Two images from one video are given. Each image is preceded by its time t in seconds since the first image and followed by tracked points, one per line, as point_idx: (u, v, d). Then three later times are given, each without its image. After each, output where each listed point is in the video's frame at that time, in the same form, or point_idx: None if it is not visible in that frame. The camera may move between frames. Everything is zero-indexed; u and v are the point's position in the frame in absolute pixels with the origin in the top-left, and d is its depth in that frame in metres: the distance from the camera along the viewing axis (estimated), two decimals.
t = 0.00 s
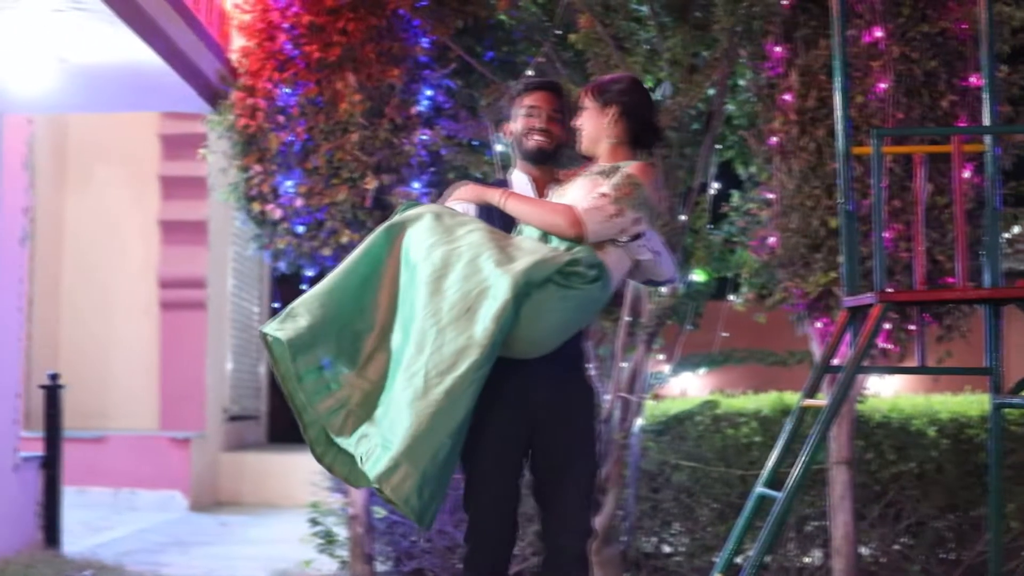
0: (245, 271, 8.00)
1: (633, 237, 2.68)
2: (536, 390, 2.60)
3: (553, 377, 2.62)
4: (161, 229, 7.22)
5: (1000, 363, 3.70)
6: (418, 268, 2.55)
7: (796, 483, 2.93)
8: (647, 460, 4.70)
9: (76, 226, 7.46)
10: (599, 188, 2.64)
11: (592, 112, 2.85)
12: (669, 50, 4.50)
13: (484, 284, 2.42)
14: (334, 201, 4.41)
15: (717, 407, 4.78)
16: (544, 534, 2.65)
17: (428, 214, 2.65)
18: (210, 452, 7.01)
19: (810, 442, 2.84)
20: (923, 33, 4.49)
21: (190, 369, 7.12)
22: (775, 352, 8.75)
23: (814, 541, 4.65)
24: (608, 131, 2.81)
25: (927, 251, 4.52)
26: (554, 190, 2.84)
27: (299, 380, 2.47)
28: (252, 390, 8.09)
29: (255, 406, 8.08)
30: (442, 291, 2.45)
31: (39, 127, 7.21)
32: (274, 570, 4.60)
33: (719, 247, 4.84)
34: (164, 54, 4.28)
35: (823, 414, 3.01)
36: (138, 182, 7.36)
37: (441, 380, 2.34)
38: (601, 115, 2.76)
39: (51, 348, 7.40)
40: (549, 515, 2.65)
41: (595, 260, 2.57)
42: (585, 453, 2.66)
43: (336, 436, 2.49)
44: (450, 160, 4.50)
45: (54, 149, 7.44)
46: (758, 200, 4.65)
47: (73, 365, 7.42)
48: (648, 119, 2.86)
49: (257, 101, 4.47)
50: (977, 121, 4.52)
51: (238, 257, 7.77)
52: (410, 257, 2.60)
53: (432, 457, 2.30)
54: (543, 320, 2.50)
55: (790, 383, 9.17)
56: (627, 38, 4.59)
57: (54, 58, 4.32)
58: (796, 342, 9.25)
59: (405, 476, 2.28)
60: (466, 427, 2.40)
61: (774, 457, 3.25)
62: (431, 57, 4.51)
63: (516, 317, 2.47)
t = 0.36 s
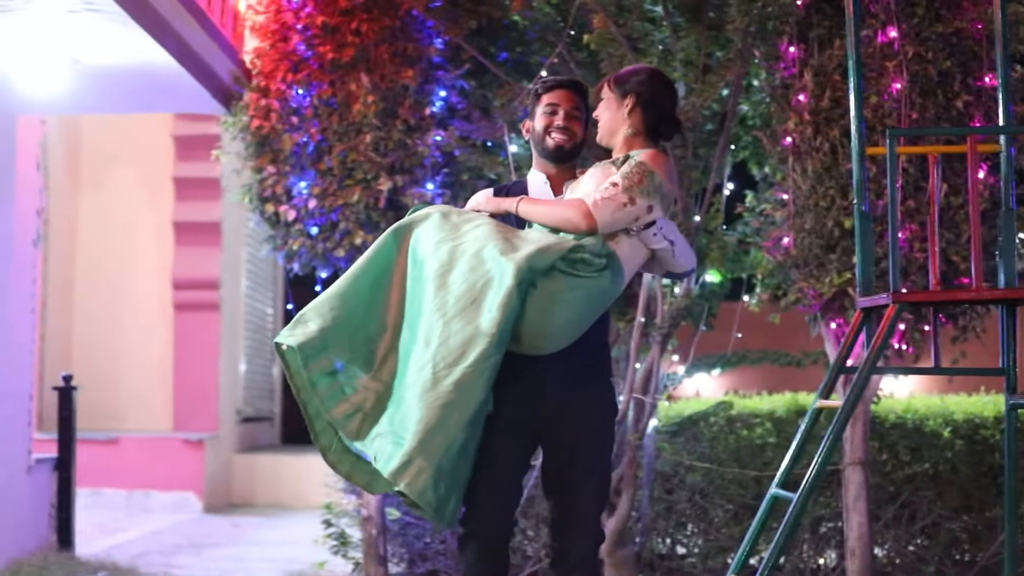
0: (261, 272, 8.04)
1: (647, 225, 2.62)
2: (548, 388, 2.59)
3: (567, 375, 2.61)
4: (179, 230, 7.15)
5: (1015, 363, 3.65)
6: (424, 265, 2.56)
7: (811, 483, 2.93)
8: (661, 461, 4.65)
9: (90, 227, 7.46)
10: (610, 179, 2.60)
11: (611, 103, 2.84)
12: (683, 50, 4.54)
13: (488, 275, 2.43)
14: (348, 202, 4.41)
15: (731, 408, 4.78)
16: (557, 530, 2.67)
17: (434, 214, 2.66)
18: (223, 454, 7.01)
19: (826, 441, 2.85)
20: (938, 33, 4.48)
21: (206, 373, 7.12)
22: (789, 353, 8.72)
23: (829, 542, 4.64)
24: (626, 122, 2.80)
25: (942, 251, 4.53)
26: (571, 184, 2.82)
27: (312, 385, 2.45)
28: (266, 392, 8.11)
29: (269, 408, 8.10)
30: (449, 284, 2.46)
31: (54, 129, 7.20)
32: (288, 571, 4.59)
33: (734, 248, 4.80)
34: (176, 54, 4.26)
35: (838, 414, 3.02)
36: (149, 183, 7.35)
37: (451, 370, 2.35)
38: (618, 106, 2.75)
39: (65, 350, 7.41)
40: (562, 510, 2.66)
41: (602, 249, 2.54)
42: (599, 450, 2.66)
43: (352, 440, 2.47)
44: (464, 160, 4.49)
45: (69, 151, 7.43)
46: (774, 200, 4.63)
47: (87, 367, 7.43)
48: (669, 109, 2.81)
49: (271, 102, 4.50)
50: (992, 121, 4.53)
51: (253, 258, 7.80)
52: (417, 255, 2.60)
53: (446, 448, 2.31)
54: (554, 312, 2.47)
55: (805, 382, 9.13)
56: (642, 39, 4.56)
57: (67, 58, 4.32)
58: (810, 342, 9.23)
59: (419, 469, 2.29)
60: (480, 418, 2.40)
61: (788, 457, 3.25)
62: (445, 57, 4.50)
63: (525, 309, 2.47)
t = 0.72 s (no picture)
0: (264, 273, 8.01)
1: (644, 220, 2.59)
2: (550, 388, 2.59)
3: (569, 376, 2.60)
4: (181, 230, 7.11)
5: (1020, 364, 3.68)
6: (418, 272, 2.55)
7: (819, 482, 2.98)
8: (667, 462, 4.68)
9: (94, 228, 7.46)
10: (606, 171, 2.60)
11: (610, 97, 2.82)
12: (690, 50, 4.54)
13: (476, 277, 2.41)
14: (354, 203, 4.41)
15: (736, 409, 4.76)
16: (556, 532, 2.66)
17: (425, 218, 2.64)
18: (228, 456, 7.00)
19: (832, 443, 2.85)
20: (944, 33, 4.47)
21: (215, 374, 7.13)
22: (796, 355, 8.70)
23: (835, 543, 4.64)
24: (625, 115, 2.78)
25: (949, 251, 4.51)
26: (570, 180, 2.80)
27: (315, 408, 2.49)
28: (271, 392, 8.11)
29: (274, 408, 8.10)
30: (442, 293, 2.45)
31: (59, 129, 7.18)
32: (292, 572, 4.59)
33: (740, 248, 4.72)
34: (183, 55, 4.26)
35: (843, 415, 3.01)
36: (155, 183, 7.37)
37: (448, 381, 2.35)
38: (617, 99, 2.74)
39: (72, 352, 7.40)
40: (563, 513, 2.65)
41: (595, 243, 2.51)
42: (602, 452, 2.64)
43: (360, 459, 2.51)
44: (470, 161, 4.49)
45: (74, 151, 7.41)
46: (780, 201, 4.66)
47: (93, 368, 7.43)
48: (669, 99, 2.81)
49: (277, 103, 4.50)
50: (999, 121, 4.52)
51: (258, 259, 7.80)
52: (409, 263, 2.59)
53: (452, 460, 2.32)
54: (553, 311, 2.48)
55: (811, 382, 9.11)
56: (648, 39, 4.53)
57: (72, 58, 4.31)
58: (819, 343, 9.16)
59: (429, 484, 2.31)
60: (485, 423, 2.39)
61: (795, 458, 3.25)
62: (451, 58, 4.49)
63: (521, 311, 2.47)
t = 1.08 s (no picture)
0: (250, 274, 7.98)
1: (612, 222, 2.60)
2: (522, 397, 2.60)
3: (539, 385, 2.61)
4: (167, 232, 7.16)
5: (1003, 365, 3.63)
6: (382, 282, 2.58)
7: (799, 485, 2.95)
8: (650, 462, 4.66)
9: (78, 227, 7.47)
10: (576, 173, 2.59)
11: (583, 98, 2.82)
12: (674, 52, 4.49)
13: (445, 288, 2.42)
14: (337, 204, 4.41)
15: (719, 410, 4.78)
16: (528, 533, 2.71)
17: (387, 225, 2.67)
18: (210, 456, 7.01)
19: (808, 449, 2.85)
20: (929, 34, 4.45)
21: (194, 375, 7.14)
22: (779, 354, 8.75)
23: (817, 544, 4.65)
24: (598, 118, 2.78)
25: (932, 253, 4.51)
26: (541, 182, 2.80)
27: (282, 419, 2.52)
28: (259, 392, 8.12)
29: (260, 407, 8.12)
30: (408, 303, 2.47)
31: (43, 128, 7.18)
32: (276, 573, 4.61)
33: (724, 250, 4.72)
34: (166, 56, 4.27)
35: (827, 414, 3.04)
36: (143, 183, 7.37)
37: (423, 395, 2.38)
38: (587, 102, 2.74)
39: (54, 351, 7.44)
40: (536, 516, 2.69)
41: (559, 243, 2.54)
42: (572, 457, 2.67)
43: (334, 469, 2.54)
44: (454, 163, 4.47)
45: (58, 150, 7.42)
46: (763, 202, 4.64)
47: (76, 368, 7.46)
48: (641, 100, 2.81)
49: (261, 104, 4.51)
50: (982, 122, 4.52)
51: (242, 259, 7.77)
52: (373, 270, 2.61)
53: (435, 473, 2.33)
54: (520, 315, 2.49)
55: (795, 382, 9.16)
56: (632, 40, 4.53)
57: (57, 60, 4.31)
58: (797, 344, 9.23)
59: (416, 501, 2.32)
60: (469, 432, 2.41)
61: (777, 458, 3.29)
62: (435, 59, 4.50)
63: (488, 315, 2.48)
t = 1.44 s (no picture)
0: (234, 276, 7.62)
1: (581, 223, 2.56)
2: (488, 398, 2.61)
3: (509, 384, 2.62)
4: (151, 235, 7.11)
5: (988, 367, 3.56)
6: (343, 278, 2.56)
7: (785, 485, 2.98)
8: (634, 465, 4.66)
9: (61, 229, 7.44)
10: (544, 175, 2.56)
11: (551, 96, 2.79)
12: (657, 54, 4.51)
13: (410, 289, 2.41)
14: (320, 207, 4.40)
15: (704, 412, 4.81)
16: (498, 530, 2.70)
17: (351, 219, 2.66)
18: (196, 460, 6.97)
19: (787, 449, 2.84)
20: (911, 36, 4.46)
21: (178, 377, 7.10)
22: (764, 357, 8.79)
23: (802, 546, 4.64)
24: (565, 117, 2.76)
25: (915, 255, 4.52)
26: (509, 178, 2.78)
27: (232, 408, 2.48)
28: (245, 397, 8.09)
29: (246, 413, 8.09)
30: (372, 301, 2.46)
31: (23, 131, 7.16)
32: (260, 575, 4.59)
33: (706, 252, 4.71)
34: (149, 58, 4.27)
35: (810, 419, 3.06)
36: (127, 188, 7.39)
37: (390, 399, 2.37)
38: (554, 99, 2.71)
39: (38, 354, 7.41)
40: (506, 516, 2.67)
41: (525, 247, 2.51)
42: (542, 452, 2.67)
43: (282, 465, 2.47)
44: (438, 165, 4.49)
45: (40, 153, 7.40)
46: (746, 204, 4.64)
47: (60, 371, 7.44)
48: (609, 96, 2.79)
49: (243, 106, 4.51)
50: (965, 125, 4.53)
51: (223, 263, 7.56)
52: (335, 265, 2.60)
53: (404, 477, 2.32)
54: (482, 318, 2.49)
55: (778, 386, 9.20)
56: (614, 42, 4.56)
57: (40, 62, 4.31)
58: (781, 346, 9.27)
59: (386, 504, 2.32)
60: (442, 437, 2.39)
61: (760, 461, 3.31)
62: (418, 61, 4.49)
63: (452, 317, 2.47)
